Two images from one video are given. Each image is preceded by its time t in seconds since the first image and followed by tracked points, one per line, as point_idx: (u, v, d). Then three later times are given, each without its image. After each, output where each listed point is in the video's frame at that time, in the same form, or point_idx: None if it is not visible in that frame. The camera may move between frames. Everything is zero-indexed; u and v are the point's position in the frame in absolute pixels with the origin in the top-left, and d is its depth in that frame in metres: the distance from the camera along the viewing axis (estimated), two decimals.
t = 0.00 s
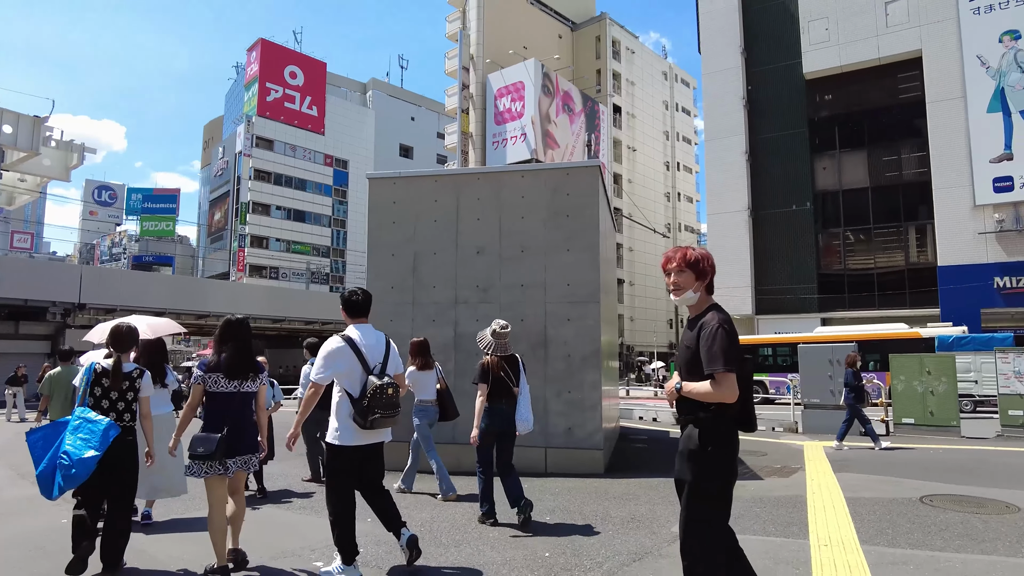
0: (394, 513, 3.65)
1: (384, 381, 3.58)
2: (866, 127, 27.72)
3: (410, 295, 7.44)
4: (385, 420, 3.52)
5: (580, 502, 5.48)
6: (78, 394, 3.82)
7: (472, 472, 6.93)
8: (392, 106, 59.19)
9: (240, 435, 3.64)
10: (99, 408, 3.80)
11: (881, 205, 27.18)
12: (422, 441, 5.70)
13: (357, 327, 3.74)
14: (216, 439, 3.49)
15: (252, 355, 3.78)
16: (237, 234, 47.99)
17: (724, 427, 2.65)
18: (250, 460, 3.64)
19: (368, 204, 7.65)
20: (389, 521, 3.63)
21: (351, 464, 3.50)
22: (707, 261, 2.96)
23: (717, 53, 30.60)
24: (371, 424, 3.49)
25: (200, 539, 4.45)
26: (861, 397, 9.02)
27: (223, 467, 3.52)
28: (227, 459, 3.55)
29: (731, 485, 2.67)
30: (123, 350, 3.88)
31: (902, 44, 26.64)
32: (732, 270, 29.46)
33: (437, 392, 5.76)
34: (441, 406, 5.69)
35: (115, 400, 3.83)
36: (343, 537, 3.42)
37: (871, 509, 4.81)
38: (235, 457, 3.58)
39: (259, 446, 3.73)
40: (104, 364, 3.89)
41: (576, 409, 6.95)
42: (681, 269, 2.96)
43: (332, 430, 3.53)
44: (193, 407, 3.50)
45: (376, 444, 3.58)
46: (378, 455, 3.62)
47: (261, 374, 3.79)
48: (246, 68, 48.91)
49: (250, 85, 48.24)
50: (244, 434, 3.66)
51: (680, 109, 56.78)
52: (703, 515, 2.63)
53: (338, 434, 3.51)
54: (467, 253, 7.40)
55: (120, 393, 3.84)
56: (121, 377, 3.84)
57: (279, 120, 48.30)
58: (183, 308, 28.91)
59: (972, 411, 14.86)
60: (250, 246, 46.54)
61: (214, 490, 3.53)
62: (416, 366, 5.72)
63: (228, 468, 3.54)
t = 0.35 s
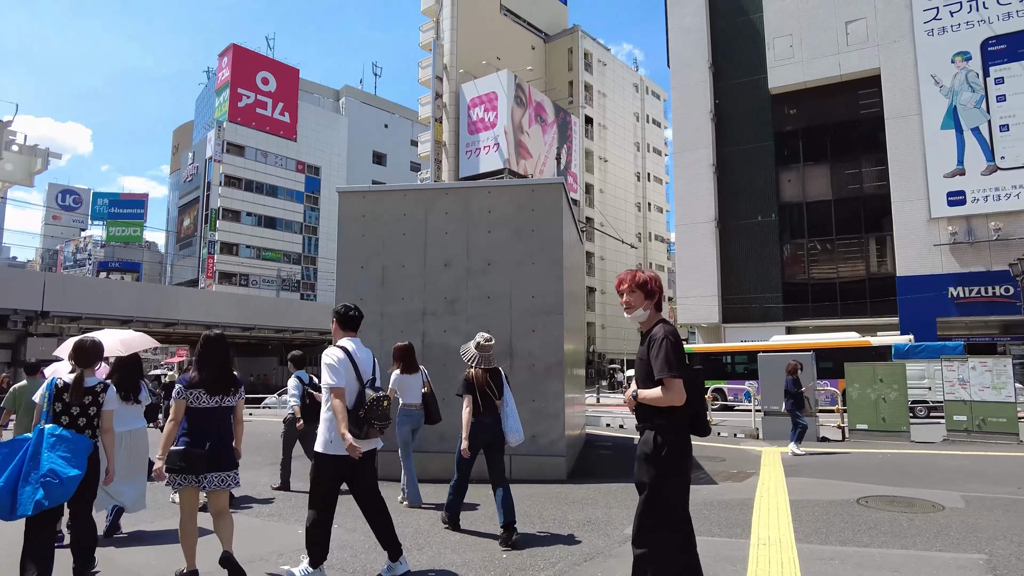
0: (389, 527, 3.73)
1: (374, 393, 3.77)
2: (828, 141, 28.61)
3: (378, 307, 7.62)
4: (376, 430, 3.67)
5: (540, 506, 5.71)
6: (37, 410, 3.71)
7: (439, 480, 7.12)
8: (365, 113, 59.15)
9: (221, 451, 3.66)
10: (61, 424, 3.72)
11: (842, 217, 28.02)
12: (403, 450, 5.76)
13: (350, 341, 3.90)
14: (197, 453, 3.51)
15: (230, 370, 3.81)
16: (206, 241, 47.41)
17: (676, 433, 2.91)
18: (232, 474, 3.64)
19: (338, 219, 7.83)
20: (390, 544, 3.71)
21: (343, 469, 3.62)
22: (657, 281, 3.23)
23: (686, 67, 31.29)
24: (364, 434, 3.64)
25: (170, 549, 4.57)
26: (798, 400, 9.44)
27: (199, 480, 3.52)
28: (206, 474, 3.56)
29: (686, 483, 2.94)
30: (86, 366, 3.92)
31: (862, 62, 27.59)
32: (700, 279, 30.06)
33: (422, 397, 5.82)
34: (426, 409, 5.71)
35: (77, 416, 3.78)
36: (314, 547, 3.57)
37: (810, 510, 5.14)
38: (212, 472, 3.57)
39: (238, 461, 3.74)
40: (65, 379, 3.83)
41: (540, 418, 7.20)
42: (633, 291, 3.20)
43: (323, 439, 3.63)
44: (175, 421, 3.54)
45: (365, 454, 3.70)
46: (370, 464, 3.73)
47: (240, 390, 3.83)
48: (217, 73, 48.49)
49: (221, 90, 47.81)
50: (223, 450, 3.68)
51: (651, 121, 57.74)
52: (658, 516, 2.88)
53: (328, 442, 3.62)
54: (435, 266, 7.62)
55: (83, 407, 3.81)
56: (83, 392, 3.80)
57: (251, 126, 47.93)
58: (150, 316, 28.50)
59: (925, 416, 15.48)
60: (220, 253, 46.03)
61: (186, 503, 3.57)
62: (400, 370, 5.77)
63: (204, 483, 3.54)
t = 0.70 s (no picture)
0: (366, 533, 3.78)
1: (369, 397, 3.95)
2: (799, 154, 29.28)
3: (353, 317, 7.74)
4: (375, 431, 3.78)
5: (509, 512, 5.88)
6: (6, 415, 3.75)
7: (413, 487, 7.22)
8: (344, 121, 59.11)
9: (211, 460, 3.57)
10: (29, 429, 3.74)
11: (813, 228, 28.66)
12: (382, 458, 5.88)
13: (345, 345, 4.06)
14: (187, 464, 3.41)
15: (217, 379, 3.70)
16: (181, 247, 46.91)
17: (636, 439, 3.03)
18: (225, 483, 3.56)
19: (313, 228, 7.94)
20: (365, 553, 3.77)
21: (336, 470, 3.73)
22: (623, 295, 3.31)
23: (661, 79, 31.84)
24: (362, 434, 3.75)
25: (143, 556, 4.64)
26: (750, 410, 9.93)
27: (194, 492, 3.44)
28: (198, 483, 3.47)
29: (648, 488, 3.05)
30: (55, 369, 3.91)
31: (831, 77, 28.32)
32: (675, 288, 30.49)
33: (411, 410, 5.78)
34: (415, 422, 5.66)
35: (46, 419, 3.79)
36: (300, 547, 3.67)
37: (765, 514, 5.38)
38: (206, 481, 3.50)
39: (229, 469, 3.65)
40: (32, 385, 3.85)
41: (510, 426, 7.38)
42: (600, 305, 3.29)
43: (320, 439, 3.73)
44: (164, 431, 3.43)
45: (355, 457, 3.81)
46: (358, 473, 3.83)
47: (226, 399, 3.71)
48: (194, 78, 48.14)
49: (198, 95, 47.47)
50: (212, 460, 3.59)
51: (629, 131, 58.48)
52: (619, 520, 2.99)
53: (327, 441, 3.73)
54: (410, 277, 7.77)
55: (51, 410, 3.79)
56: (52, 396, 3.81)
57: (228, 131, 47.62)
58: (123, 324, 28.16)
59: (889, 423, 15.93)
60: (195, 259, 45.56)
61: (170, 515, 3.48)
62: (390, 384, 5.69)
63: (200, 493, 3.46)
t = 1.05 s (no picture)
0: (343, 524, 4.00)
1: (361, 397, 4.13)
2: (771, 163, 29.96)
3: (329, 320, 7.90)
4: (365, 430, 3.99)
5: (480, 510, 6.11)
6: None
7: (387, 488, 7.37)
8: (321, 124, 58.93)
9: (204, 454, 3.70)
10: (13, 436, 3.71)
11: (783, 236, 29.34)
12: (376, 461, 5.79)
13: (340, 348, 4.22)
14: (179, 458, 3.54)
15: (211, 377, 3.85)
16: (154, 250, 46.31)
17: (599, 437, 3.21)
18: (218, 476, 3.70)
19: (291, 233, 8.10)
20: (341, 543, 3.99)
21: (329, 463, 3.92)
22: (598, 302, 3.52)
23: (637, 88, 32.38)
24: (352, 432, 3.95)
25: (124, 553, 4.76)
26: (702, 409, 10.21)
27: (188, 484, 3.58)
28: (194, 476, 3.61)
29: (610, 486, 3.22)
30: (37, 374, 3.82)
31: (801, 89, 29.07)
32: (648, 294, 30.98)
33: (407, 411, 5.89)
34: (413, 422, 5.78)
35: (30, 426, 3.75)
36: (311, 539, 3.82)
37: (723, 509, 5.69)
38: (199, 474, 3.63)
39: (223, 463, 3.79)
40: (16, 391, 3.80)
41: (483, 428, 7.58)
42: (573, 310, 3.48)
43: (318, 437, 3.87)
44: (157, 427, 3.57)
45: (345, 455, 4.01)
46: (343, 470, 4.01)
47: (220, 395, 3.86)
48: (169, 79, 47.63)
49: (172, 96, 46.98)
50: (207, 454, 3.71)
51: (605, 139, 59.13)
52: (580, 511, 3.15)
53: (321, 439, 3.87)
54: (386, 282, 7.96)
55: (38, 416, 3.77)
56: (35, 402, 3.77)
57: (203, 133, 47.20)
58: (94, 327, 27.87)
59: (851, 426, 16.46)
60: (168, 262, 45.04)
61: (162, 506, 3.60)
62: (390, 384, 5.83)
63: (194, 486, 3.60)
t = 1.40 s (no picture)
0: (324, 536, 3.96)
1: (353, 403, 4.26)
2: (741, 172, 30.60)
3: (305, 326, 8.03)
4: (357, 435, 4.13)
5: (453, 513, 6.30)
6: None
7: (364, 491, 7.51)
8: (296, 125, 58.52)
9: (193, 463, 3.74)
10: None
11: (753, 243, 29.98)
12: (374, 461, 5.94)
13: (332, 356, 4.37)
14: (168, 467, 3.57)
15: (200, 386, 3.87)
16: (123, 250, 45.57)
17: (569, 444, 3.38)
18: (207, 485, 3.73)
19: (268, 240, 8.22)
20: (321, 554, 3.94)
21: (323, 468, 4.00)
22: (573, 314, 3.75)
23: (611, 96, 32.87)
24: (345, 437, 4.09)
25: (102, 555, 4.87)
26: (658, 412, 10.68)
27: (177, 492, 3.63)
28: (182, 484, 3.66)
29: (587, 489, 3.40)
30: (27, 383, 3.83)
31: (771, 99, 29.76)
32: (622, 299, 31.42)
33: (400, 411, 6.03)
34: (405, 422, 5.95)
35: (17, 436, 3.68)
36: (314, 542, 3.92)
37: (686, 510, 5.97)
38: (190, 482, 3.68)
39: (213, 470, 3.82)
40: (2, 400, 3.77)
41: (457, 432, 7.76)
42: (547, 326, 3.71)
43: (311, 444, 3.98)
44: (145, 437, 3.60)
45: (332, 461, 4.08)
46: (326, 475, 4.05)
47: (209, 404, 3.87)
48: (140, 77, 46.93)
49: (144, 95, 46.31)
50: (197, 463, 3.77)
51: (580, 145, 59.69)
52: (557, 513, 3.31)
53: (315, 446, 3.98)
54: (362, 289, 8.11)
55: (24, 425, 3.74)
56: (23, 411, 3.75)
57: (175, 132, 46.60)
58: (63, 329, 27.51)
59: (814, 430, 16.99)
60: (139, 263, 44.41)
61: (154, 512, 3.70)
62: (384, 384, 5.94)
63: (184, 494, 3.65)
